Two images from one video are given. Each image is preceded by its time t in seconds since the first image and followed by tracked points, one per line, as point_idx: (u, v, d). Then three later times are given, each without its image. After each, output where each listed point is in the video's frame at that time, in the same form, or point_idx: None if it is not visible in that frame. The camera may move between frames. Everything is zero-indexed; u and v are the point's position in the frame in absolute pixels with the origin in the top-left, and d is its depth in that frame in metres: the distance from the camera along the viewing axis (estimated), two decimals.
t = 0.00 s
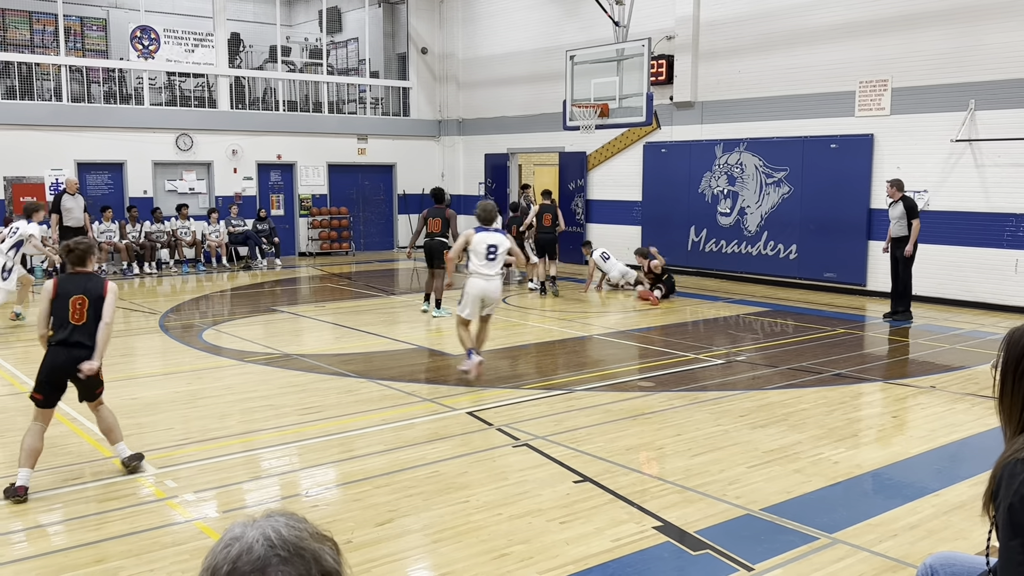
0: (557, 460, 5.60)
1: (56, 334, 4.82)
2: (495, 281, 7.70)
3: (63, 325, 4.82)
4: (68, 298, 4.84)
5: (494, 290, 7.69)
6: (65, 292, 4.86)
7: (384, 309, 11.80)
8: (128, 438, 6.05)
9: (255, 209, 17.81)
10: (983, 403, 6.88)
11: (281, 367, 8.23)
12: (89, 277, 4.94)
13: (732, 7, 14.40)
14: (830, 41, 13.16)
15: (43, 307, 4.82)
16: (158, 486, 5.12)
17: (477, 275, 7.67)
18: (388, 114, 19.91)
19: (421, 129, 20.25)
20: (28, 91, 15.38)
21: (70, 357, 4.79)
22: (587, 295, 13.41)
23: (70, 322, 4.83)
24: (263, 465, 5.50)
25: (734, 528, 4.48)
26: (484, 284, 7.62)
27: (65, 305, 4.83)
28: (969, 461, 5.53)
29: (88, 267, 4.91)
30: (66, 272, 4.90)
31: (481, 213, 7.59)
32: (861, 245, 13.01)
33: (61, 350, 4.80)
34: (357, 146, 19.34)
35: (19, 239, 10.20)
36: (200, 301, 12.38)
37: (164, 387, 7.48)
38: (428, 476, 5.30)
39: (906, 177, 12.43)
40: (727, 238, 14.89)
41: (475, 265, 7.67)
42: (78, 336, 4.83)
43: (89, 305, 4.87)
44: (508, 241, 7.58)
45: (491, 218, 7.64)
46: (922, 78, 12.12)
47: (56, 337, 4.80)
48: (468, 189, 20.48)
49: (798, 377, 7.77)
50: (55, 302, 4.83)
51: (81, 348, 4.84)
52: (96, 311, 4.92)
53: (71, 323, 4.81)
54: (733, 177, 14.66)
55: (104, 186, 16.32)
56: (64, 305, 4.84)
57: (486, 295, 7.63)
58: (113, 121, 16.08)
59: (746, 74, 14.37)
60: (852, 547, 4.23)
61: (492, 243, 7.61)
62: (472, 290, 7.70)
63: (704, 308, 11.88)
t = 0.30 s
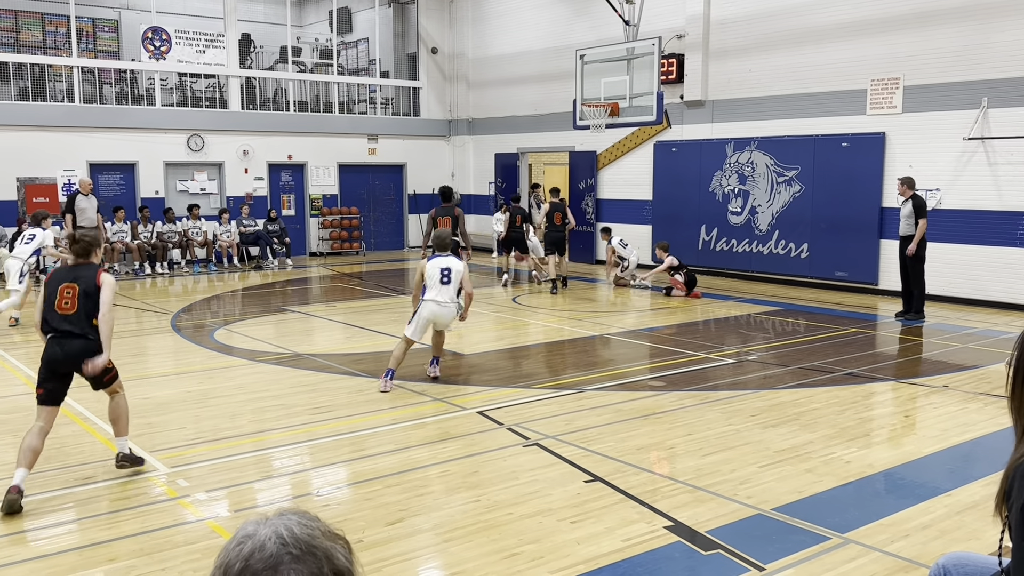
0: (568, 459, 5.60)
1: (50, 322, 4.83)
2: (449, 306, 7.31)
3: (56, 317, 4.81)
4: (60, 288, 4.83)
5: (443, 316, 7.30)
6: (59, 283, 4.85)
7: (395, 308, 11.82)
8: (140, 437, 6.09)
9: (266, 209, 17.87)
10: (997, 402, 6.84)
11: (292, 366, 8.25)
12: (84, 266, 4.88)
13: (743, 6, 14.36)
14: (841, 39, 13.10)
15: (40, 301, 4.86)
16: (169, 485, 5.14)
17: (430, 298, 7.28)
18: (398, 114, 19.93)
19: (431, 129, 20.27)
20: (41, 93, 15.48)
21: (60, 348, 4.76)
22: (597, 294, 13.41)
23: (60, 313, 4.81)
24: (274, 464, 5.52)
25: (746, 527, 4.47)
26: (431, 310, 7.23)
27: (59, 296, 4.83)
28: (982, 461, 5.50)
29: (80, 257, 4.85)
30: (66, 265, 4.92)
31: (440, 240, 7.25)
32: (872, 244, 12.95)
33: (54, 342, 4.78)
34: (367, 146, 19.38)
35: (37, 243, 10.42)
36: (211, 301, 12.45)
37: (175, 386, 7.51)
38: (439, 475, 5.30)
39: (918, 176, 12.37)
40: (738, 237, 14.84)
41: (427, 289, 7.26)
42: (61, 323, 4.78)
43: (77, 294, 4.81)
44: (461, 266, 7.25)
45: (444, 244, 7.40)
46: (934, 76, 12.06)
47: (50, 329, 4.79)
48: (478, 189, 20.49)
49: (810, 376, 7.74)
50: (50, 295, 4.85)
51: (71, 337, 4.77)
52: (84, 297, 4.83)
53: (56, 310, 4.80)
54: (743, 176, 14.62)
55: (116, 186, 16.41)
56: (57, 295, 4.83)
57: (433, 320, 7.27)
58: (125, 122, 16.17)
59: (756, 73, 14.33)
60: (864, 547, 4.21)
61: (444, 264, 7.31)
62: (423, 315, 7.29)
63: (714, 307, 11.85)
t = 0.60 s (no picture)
0: (579, 459, 5.61)
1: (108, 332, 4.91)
2: (472, 283, 7.30)
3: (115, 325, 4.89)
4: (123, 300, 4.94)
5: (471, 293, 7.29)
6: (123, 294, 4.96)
7: (406, 308, 11.85)
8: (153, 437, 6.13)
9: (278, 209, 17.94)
10: (1012, 401, 6.79)
11: (305, 366, 8.28)
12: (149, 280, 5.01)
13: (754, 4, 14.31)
14: (853, 37, 13.05)
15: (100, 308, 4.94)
16: (183, 484, 5.17)
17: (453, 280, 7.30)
18: (410, 114, 19.97)
19: (442, 128, 20.29)
20: (54, 94, 15.58)
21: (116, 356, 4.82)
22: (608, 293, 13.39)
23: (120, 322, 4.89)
24: (287, 463, 5.54)
25: (758, 527, 4.46)
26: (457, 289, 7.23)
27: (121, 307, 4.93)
28: (996, 460, 5.46)
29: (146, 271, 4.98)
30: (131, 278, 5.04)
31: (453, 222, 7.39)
32: (885, 242, 12.89)
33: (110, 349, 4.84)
34: (378, 146, 19.42)
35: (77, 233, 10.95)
36: (224, 301, 12.52)
37: (188, 386, 7.55)
38: (451, 474, 5.31)
39: (931, 173, 12.30)
40: (750, 236, 14.80)
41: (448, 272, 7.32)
42: (118, 333, 4.84)
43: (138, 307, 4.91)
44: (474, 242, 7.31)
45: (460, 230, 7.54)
46: (947, 73, 11.98)
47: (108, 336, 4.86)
48: (489, 188, 20.50)
49: (823, 375, 7.71)
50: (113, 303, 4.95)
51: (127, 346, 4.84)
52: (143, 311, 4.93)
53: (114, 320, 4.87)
54: (756, 174, 14.58)
55: (130, 187, 16.50)
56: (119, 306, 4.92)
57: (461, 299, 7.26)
58: (138, 122, 16.27)
59: (768, 71, 14.28)
60: (877, 546, 4.20)
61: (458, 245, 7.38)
62: (451, 297, 7.27)
63: (726, 306, 11.82)
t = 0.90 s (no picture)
0: (596, 457, 5.61)
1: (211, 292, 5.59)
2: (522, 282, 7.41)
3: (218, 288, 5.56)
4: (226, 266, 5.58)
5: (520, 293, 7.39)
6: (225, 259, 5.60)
7: (421, 307, 11.89)
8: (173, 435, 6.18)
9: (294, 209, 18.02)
10: None
11: (322, 364, 8.33)
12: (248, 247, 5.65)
13: None
14: (871, 33, 12.96)
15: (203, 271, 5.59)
16: (202, 482, 5.22)
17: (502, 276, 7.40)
18: (425, 113, 20.01)
19: (457, 127, 20.31)
20: (73, 95, 15.70)
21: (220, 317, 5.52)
22: (623, 291, 13.37)
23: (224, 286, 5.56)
24: (305, 461, 5.58)
25: (775, 525, 4.45)
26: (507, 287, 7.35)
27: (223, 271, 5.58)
28: (1016, 458, 5.43)
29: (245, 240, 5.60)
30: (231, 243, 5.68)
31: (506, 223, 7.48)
32: (902, 239, 12.80)
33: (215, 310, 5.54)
34: (394, 145, 19.46)
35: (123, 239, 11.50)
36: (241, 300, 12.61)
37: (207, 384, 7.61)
38: (467, 472, 5.33)
39: (949, 170, 12.21)
40: (766, 234, 14.74)
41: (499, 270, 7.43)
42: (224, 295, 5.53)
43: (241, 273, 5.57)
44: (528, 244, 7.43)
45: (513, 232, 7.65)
46: (966, 69, 11.88)
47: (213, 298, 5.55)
48: (504, 186, 20.51)
49: (840, 373, 7.68)
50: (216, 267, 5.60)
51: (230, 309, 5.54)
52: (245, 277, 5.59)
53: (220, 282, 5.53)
54: (772, 172, 14.52)
55: (148, 187, 16.63)
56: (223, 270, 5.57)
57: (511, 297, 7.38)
58: (155, 123, 16.39)
59: (784, 68, 14.22)
60: (895, 545, 4.18)
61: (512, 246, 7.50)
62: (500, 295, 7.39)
63: (742, 304, 11.78)
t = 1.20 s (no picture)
0: (609, 456, 5.61)
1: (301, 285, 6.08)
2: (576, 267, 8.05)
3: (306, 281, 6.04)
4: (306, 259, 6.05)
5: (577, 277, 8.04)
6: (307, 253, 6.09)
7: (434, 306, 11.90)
8: (188, 434, 6.22)
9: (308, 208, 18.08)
10: None
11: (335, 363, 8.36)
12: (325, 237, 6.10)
13: None
14: (886, 30, 12.88)
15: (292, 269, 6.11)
16: (217, 480, 5.25)
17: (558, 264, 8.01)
18: (438, 112, 20.03)
19: (470, 127, 20.33)
20: (89, 96, 15.80)
21: (309, 306, 5.97)
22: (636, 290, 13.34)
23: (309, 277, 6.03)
24: (318, 460, 5.60)
25: (790, 525, 4.43)
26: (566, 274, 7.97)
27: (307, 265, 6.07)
28: None
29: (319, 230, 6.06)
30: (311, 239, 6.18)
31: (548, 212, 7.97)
32: (918, 237, 12.71)
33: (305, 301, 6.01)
34: (407, 144, 19.49)
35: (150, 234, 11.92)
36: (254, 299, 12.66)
37: (221, 384, 7.65)
38: (481, 471, 5.34)
39: (965, 167, 12.11)
40: (780, 232, 14.67)
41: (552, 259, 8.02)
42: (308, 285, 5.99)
43: (319, 262, 6.00)
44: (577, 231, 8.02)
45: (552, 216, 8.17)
46: (982, 66, 11.78)
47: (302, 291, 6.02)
48: (517, 185, 20.50)
49: (855, 372, 7.64)
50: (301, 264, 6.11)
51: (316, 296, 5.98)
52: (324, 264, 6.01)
53: (305, 275, 6.01)
54: (786, 170, 14.45)
55: (162, 187, 16.72)
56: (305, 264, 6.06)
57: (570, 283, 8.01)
58: (170, 123, 16.49)
59: (799, 65, 14.15)
60: (911, 545, 4.16)
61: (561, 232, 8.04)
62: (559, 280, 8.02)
63: (756, 303, 11.73)
